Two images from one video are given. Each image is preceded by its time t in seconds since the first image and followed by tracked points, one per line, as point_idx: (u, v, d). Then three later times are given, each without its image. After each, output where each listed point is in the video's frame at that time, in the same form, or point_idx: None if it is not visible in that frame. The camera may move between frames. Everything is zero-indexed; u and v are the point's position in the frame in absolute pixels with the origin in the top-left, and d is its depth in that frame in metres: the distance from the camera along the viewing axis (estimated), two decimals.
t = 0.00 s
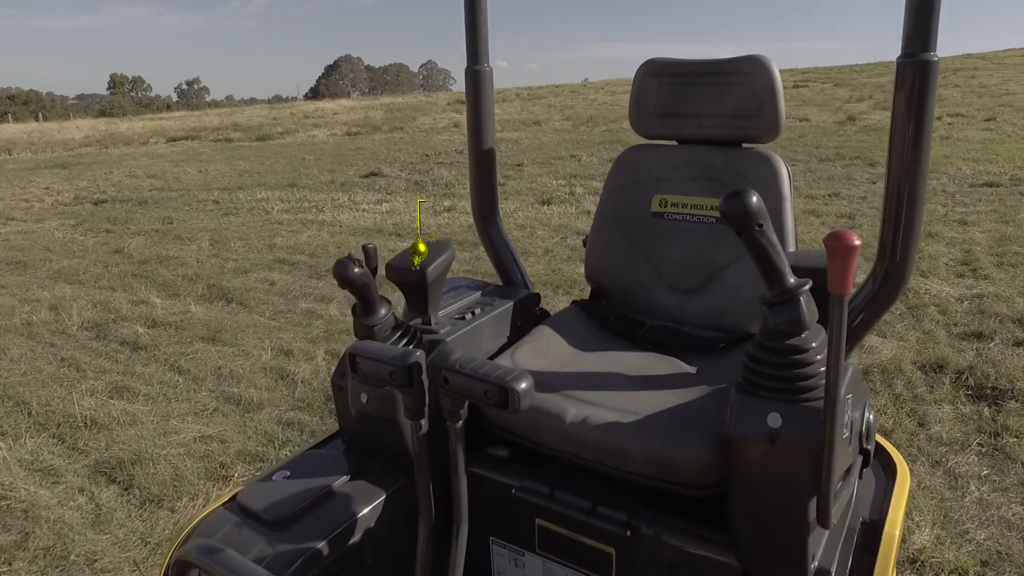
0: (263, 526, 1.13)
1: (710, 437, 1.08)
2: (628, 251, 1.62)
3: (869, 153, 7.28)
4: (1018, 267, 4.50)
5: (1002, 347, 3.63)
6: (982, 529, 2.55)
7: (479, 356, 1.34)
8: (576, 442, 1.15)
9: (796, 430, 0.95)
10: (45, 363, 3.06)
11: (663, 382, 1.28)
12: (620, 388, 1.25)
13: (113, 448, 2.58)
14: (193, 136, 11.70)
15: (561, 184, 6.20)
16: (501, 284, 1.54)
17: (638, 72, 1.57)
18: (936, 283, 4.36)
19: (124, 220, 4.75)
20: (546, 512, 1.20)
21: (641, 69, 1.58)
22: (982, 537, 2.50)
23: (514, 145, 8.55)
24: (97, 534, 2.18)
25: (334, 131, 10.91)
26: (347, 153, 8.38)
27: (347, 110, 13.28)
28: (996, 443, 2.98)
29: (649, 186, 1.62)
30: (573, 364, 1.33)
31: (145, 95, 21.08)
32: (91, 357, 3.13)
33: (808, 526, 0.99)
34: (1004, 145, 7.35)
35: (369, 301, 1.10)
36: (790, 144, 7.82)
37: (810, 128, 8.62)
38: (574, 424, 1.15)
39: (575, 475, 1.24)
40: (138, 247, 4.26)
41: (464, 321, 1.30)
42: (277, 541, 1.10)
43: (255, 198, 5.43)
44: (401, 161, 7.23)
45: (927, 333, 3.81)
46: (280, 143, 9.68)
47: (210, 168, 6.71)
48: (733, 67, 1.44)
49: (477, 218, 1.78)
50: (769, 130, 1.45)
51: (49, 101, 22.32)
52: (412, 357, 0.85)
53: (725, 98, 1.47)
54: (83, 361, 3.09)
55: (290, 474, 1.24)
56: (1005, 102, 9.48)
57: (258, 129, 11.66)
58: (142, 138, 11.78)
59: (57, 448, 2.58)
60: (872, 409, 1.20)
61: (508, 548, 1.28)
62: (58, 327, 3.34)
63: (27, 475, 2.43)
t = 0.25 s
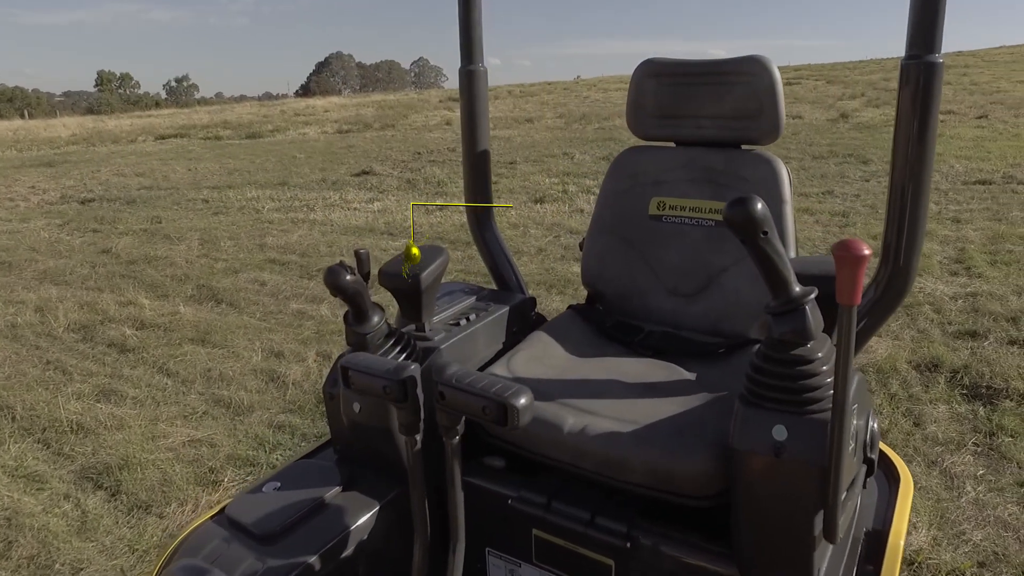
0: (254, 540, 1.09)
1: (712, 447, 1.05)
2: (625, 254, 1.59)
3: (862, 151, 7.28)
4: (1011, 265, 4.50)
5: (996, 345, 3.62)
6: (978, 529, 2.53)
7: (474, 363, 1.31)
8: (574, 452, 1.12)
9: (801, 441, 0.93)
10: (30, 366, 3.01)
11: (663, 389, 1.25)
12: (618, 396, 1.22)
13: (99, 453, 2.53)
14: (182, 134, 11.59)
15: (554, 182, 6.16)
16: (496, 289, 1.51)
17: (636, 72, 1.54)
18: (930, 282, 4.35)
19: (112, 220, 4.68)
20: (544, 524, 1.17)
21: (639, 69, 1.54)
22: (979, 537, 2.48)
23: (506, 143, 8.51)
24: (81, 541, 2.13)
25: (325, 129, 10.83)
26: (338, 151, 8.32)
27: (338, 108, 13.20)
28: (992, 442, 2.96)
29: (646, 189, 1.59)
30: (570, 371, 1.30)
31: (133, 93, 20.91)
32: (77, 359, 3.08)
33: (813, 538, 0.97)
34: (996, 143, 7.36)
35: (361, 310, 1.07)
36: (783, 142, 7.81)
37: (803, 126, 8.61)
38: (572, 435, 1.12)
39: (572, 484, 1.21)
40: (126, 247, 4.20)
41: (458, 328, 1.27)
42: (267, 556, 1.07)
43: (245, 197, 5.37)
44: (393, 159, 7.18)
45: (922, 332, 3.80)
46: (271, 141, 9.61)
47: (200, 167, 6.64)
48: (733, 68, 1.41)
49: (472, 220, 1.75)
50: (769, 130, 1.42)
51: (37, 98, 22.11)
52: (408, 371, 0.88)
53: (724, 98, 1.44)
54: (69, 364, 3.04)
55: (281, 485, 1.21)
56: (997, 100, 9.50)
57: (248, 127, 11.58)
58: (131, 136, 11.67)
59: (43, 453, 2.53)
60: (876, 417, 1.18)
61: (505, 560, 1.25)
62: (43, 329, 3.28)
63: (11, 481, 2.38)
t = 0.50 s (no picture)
0: (241, 553, 1.05)
1: (713, 454, 1.02)
2: (621, 255, 1.56)
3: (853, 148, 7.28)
4: (1003, 262, 4.50)
5: (988, 343, 3.62)
6: (974, 528, 2.51)
7: (468, 367, 1.27)
8: (571, 459, 1.09)
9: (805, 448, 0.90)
10: (13, 368, 2.95)
11: (660, 394, 1.22)
12: (615, 401, 1.19)
13: (83, 457, 2.48)
14: (169, 131, 11.48)
15: (546, 180, 6.12)
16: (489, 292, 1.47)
17: (631, 71, 1.51)
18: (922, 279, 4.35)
19: (97, 219, 4.61)
20: (539, 533, 1.13)
21: (634, 67, 1.51)
22: (974, 536, 2.45)
23: (497, 140, 8.46)
24: (63, 548, 2.08)
25: (314, 127, 10.75)
26: (328, 149, 8.24)
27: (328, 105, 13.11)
28: (985, 440, 2.95)
29: (642, 189, 1.56)
30: (566, 375, 1.27)
31: (120, 90, 20.71)
32: (61, 362, 3.03)
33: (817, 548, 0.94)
34: (987, 140, 7.38)
35: (350, 314, 1.03)
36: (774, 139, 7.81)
37: (795, 123, 8.61)
38: (568, 442, 1.09)
39: (569, 492, 1.17)
40: (112, 247, 4.14)
41: (451, 332, 1.24)
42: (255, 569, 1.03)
43: (233, 196, 5.30)
44: (383, 157, 7.13)
45: (915, 330, 3.80)
46: (259, 139, 9.52)
47: (187, 164, 6.57)
48: (731, 67, 1.38)
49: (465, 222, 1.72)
50: (767, 130, 1.39)
51: (22, 96, 21.87)
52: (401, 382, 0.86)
53: (721, 98, 1.41)
54: (53, 366, 2.98)
55: (268, 495, 1.17)
56: (986, 97, 9.54)
57: (236, 125, 11.48)
58: (117, 134, 11.54)
59: (25, 458, 2.48)
60: (876, 423, 1.16)
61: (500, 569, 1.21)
62: (27, 331, 3.22)
63: None
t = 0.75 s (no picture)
0: (226, 563, 1.02)
1: (711, 461, 1.00)
2: (616, 256, 1.53)
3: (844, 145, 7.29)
4: (993, 259, 4.51)
5: (980, 339, 3.62)
6: (967, 526, 2.50)
7: (459, 372, 1.24)
8: (565, 467, 1.06)
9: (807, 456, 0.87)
10: None
11: (656, 398, 1.20)
12: (610, 405, 1.16)
13: (67, 461, 2.43)
14: (155, 128, 11.36)
15: (537, 177, 6.09)
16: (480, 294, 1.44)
17: (624, 70, 1.48)
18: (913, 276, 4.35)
19: (82, 217, 4.54)
20: (533, 541, 1.11)
21: (628, 65, 1.48)
22: (968, 534, 2.44)
23: (487, 137, 8.42)
24: (45, 555, 2.04)
25: (303, 124, 10.66)
26: (317, 146, 8.17)
27: (316, 102, 13.02)
28: (978, 438, 2.95)
29: (637, 189, 1.53)
30: (560, 379, 1.25)
31: (106, 87, 20.50)
32: (45, 364, 2.97)
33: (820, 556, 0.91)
34: (976, 136, 7.41)
35: (340, 320, 1.00)
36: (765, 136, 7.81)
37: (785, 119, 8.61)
38: (562, 449, 1.07)
39: (563, 499, 1.15)
40: (96, 246, 4.08)
41: (442, 336, 1.21)
42: None
43: (221, 193, 5.24)
44: (373, 154, 7.07)
45: (907, 327, 3.79)
46: (247, 136, 9.43)
47: (174, 162, 6.49)
48: (726, 64, 1.36)
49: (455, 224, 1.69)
50: (763, 129, 1.36)
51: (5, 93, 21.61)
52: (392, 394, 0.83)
53: (716, 95, 1.39)
54: (36, 368, 2.93)
55: (256, 504, 1.13)
56: (975, 94, 9.58)
57: (224, 121, 11.37)
58: (102, 131, 11.41)
59: (7, 463, 2.43)
60: (875, 426, 1.14)
61: None
62: (9, 332, 3.17)
63: None
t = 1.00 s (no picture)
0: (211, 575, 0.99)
1: (709, 468, 0.97)
2: (609, 257, 1.50)
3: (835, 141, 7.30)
4: (983, 255, 4.52)
5: (971, 336, 3.62)
6: (960, 524, 2.49)
7: (450, 376, 1.21)
8: (559, 474, 1.04)
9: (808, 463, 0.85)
10: None
11: (651, 402, 1.17)
12: (604, 410, 1.14)
13: (50, 465, 2.39)
14: (141, 125, 11.24)
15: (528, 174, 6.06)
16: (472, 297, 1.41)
17: (617, 68, 1.45)
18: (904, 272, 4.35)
19: (65, 215, 4.47)
20: (526, 549, 1.08)
21: (621, 62, 1.45)
22: (961, 532, 2.43)
23: (477, 133, 8.38)
24: (27, 561, 1.99)
25: (292, 120, 10.58)
26: (306, 143, 8.10)
27: (305, 98, 12.92)
28: (970, 435, 2.94)
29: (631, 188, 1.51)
30: (553, 383, 1.22)
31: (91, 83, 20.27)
32: (27, 365, 2.92)
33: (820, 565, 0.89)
34: (965, 132, 7.44)
35: (327, 325, 0.96)
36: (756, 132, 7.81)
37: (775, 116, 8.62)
38: (556, 456, 1.04)
39: (556, 506, 1.12)
40: (81, 244, 4.01)
41: (431, 340, 1.18)
42: None
43: (208, 191, 5.18)
44: (363, 151, 7.02)
45: (898, 324, 3.79)
46: (235, 133, 9.35)
47: (161, 159, 6.42)
48: (721, 61, 1.33)
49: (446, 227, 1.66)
50: (758, 127, 1.33)
51: None
52: (379, 406, 0.81)
53: (710, 93, 1.36)
54: (19, 370, 2.87)
55: (242, 512, 1.10)
56: (963, 90, 9.62)
57: (211, 118, 11.26)
58: (87, 127, 11.28)
59: None
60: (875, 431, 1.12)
61: None
62: None
63: None
